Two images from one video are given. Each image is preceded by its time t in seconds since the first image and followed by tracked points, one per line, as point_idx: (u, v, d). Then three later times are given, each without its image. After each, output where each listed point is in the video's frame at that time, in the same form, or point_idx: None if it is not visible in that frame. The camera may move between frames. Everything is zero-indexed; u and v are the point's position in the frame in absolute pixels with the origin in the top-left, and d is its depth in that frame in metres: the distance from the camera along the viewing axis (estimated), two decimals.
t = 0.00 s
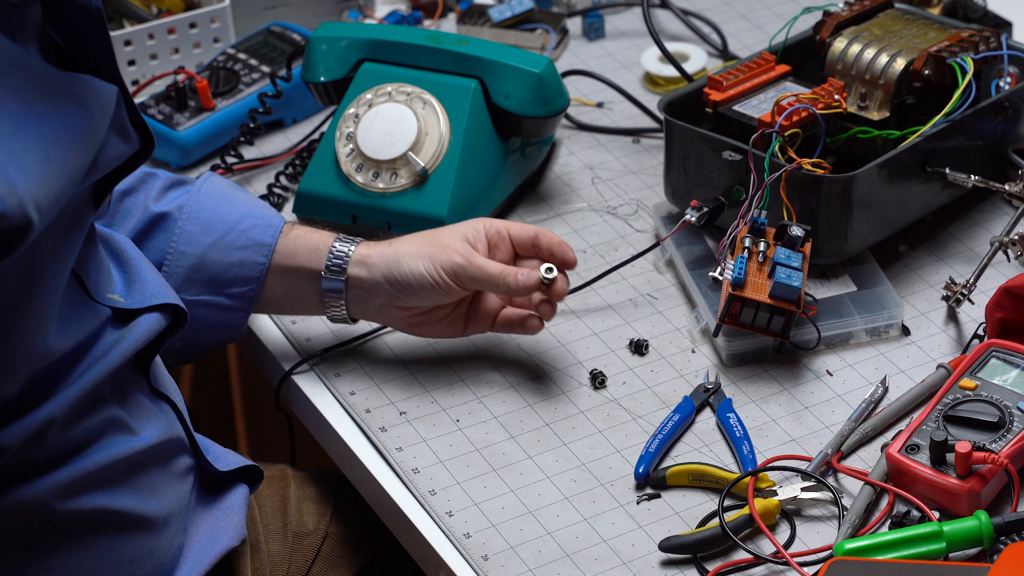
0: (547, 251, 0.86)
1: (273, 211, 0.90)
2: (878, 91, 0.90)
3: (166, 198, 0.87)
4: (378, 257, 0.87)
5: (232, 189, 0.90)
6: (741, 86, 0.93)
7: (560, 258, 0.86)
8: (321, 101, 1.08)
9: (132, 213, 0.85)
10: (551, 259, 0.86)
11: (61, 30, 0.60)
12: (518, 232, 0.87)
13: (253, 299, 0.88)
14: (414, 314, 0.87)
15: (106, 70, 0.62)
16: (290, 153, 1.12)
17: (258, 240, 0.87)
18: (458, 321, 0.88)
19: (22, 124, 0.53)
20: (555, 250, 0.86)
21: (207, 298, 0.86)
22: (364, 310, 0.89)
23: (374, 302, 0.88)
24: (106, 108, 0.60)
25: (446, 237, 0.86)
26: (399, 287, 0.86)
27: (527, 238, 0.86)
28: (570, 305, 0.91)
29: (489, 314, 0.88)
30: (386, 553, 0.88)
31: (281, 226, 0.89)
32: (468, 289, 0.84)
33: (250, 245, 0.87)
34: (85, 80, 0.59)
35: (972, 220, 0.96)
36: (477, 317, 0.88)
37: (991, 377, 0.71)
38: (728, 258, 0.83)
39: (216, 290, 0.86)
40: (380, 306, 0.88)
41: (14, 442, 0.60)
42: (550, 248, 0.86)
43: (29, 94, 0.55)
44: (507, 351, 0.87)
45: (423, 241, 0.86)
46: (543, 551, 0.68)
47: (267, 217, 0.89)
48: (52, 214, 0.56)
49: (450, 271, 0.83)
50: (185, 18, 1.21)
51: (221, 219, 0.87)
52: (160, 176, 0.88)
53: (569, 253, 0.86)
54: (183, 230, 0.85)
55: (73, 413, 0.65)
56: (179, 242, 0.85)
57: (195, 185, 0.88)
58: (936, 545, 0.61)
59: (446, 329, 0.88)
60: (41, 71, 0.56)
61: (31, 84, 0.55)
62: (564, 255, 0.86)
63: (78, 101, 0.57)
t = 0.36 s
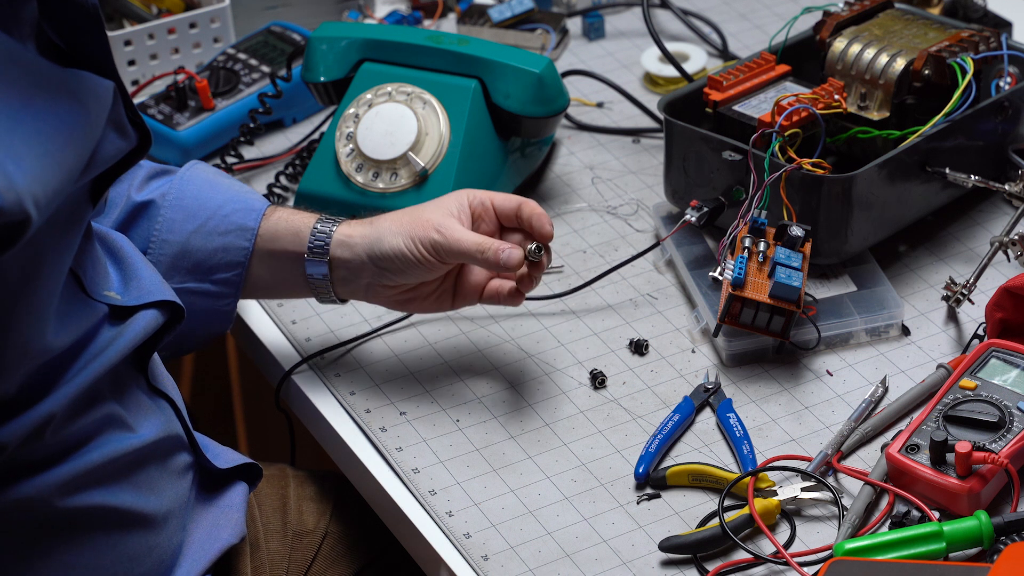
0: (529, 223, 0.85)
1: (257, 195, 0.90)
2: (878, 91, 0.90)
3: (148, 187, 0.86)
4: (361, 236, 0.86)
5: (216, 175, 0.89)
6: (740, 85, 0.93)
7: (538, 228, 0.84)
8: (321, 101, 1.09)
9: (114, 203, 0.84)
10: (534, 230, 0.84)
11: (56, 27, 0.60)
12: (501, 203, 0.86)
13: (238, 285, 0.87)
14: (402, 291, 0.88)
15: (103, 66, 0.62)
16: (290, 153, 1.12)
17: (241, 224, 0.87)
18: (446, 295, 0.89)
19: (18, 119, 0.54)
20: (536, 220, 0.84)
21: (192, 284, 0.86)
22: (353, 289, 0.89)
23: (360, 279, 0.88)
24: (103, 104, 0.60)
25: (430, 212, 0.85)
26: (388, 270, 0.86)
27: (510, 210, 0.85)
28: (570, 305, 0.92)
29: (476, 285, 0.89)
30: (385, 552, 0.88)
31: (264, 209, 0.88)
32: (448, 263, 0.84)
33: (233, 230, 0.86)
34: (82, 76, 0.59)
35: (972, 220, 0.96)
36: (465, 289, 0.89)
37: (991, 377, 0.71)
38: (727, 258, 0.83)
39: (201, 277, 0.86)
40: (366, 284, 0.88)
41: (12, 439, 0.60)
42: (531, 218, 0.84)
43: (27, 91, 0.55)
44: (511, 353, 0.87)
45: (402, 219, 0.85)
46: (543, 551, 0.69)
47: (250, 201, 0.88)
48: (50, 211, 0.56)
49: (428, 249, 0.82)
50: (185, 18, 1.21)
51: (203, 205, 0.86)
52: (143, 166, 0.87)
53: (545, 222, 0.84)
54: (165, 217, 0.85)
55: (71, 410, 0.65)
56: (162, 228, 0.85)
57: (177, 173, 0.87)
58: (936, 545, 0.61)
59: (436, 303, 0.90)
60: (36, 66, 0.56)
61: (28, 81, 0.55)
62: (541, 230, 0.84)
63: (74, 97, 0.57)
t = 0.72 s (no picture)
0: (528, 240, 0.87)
1: (249, 197, 0.89)
2: (878, 91, 0.90)
3: (139, 190, 0.86)
4: (357, 238, 0.87)
5: (207, 177, 0.89)
6: (740, 85, 0.93)
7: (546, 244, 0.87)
8: (321, 101, 1.09)
9: (106, 206, 0.84)
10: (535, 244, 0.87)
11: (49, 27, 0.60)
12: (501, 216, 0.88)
13: (231, 287, 0.87)
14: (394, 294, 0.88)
15: (96, 65, 0.62)
16: (290, 153, 1.12)
17: (233, 227, 0.86)
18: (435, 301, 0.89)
19: (7, 119, 0.54)
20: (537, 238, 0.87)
21: (184, 287, 0.86)
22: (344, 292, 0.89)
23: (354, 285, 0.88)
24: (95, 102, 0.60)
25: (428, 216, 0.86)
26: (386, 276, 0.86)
27: (507, 224, 0.87)
28: (570, 305, 0.92)
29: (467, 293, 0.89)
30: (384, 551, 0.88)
31: (256, 212, 0.87)
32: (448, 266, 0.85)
33: (225, 233, 0.86)
34: (74, 75, 0.58)
35: (972, 220, 0.96)
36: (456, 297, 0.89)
37: (991, 377, 0.71)
38: (727, 258, 0.83)
39: (194, 279, 0.86)
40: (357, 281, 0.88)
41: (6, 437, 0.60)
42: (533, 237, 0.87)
43: (17, 89, 0.55)
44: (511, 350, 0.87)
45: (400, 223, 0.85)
46: (543, 551, 0.68)
47: (242, 203, 0.87)
48: (40, 210, 0.56)
49: (431, 249, 0.84)
50: (185, 18, 1.21)
51: (195, 208, 0.86)
52: (134, 168, 0.87)
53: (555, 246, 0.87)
54: (157, 220, 0.85)
55: (64, 409, 0.65)
56: (154, 232, 0.84)
57: (168, 176, 0.87)
58: (936, 545, 0.61)
59: (425, 309, 0.90)
60: (26, 65, 0.56)
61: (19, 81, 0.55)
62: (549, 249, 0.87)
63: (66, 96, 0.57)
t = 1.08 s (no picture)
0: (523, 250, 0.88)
1: (240, 202, 0.90)
2: (878, 91, 0.90)
3: (132, 192, 0.85)
4: (354, 244, 0.87)
5: (198, 180, 0.89)
6: (740, 85, 0.93)
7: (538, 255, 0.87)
8: (321, 100, 1.09)
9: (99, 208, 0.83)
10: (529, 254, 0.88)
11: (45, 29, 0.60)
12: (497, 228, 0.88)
13: (223, 291, 0.87)
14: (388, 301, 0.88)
15: (91, 68, 0.61)
16: (290, 153, 1.12)
17: (227, 231, 0.87)
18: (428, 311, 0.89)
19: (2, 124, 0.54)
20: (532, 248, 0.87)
21: (177, 290, 0.86)
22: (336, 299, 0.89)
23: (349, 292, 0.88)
24: (91, 106, 0.59)
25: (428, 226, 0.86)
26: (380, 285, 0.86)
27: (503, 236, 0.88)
28: (570, 305, 0.92)
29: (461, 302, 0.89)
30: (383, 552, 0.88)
31: (249, 217, 0.88)
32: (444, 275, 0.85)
33: (219, 237, 0.86)
34: (69, 79, 0.58)
35: (972, 220, 0.96)
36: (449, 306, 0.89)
37: (991, 377, 0.71)
38: (727, 258, 0.83)
39: (186, 282, 0.86)
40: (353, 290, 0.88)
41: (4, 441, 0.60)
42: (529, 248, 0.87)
43: (13, 94, 0.55)
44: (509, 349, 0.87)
45: (398, 238, 0.85)
46: (543, 551, 0.68)
47: (235, 208, 0.88)
48: (36, 214, 0.56)
49: (429, 258, 0.84)
50: (185, 18, 1.21)
51: (189, 211, 0.86)
52: (126, 170, 0.86)
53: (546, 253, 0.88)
54: (151, 223, 0.84)
55: (61, 412, 0.65)
56: (147, 235, 0.84)
57: (161, 179, 0.86)
58: (936, 545, 0.61)
59: (417, 318, 0.89)
60: (22, 69, 0.56)
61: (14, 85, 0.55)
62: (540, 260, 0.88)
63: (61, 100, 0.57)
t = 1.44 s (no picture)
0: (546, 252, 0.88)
1: (260, 204, 0.89)
2: (878, 91, 0.90)
3: (151, 194, 0.86)
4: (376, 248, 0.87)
5: (218, 183, 0.89)
6: (740, 85, 0.93)
7: (558, 266, 0.88)
8: (321, 100, 1.09)
9: (117, 210, 0.84)
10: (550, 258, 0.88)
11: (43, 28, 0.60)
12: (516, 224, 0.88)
13: (240, 296, 0.87)
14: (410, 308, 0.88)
15: (90, 68, 0.61)
16: (290, 153, 1.12)
17: (244, 236, 0.86)
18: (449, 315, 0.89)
19: None
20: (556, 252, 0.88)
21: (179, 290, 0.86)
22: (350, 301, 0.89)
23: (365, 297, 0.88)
24: (88, 105, 0.59)
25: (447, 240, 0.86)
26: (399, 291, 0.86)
27: (525, 235, 0.88)
28: (570, 305, 0.92)
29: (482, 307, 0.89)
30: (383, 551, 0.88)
31: (267, 221, 0.87)
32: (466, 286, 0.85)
33: (237, 242, 0.86)
34: (67, 78, 0.58)
35: (972, 220, 0.96)
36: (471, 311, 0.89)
37: (991, 377, 0.71)
38: (727, 258, 0.83)
39: (205, 288, 0.86)
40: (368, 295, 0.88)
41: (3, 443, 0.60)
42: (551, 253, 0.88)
43: (10, 94, 0.55)
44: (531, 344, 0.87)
45: (420, 246, 0.85)
46: (543, 551, 0.68)
47: (252, 211, 0.87)
48: (33, 215, 0.56)
49: (451, 275, 0.83)
50: (185, 18, 1.21)
51: (207, 216, 0.86)
52: (145, 172, 0.87)
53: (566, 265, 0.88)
54: (169, 228, 0.85)
55: (62, 414, 0.65)
56: (166, 240, 0.84)
57: (179, 182, 0.87)
58: (936, 545, 0.61)
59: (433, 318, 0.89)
60: (20, 68, 0.56)
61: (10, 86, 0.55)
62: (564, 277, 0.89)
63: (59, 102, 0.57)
